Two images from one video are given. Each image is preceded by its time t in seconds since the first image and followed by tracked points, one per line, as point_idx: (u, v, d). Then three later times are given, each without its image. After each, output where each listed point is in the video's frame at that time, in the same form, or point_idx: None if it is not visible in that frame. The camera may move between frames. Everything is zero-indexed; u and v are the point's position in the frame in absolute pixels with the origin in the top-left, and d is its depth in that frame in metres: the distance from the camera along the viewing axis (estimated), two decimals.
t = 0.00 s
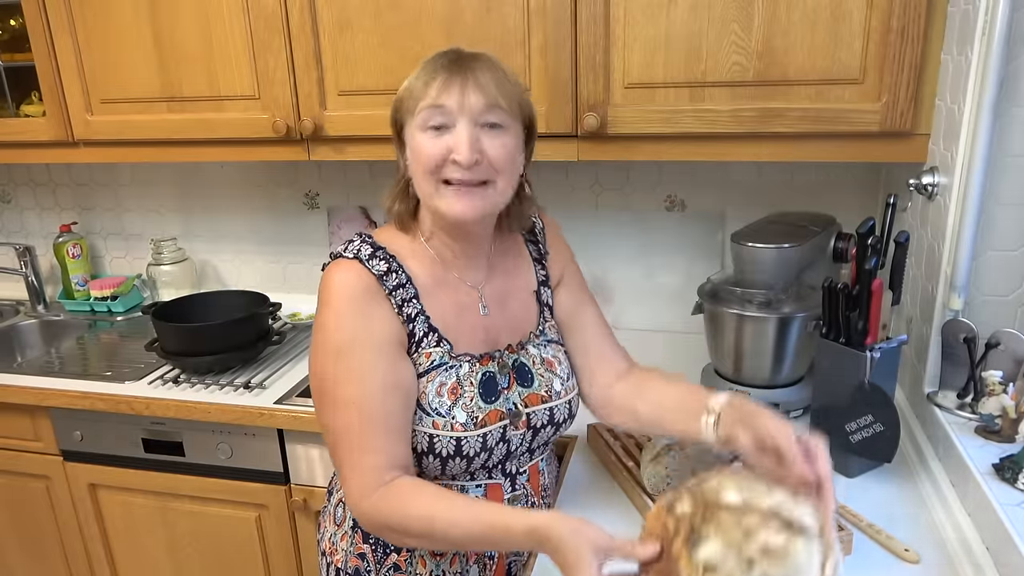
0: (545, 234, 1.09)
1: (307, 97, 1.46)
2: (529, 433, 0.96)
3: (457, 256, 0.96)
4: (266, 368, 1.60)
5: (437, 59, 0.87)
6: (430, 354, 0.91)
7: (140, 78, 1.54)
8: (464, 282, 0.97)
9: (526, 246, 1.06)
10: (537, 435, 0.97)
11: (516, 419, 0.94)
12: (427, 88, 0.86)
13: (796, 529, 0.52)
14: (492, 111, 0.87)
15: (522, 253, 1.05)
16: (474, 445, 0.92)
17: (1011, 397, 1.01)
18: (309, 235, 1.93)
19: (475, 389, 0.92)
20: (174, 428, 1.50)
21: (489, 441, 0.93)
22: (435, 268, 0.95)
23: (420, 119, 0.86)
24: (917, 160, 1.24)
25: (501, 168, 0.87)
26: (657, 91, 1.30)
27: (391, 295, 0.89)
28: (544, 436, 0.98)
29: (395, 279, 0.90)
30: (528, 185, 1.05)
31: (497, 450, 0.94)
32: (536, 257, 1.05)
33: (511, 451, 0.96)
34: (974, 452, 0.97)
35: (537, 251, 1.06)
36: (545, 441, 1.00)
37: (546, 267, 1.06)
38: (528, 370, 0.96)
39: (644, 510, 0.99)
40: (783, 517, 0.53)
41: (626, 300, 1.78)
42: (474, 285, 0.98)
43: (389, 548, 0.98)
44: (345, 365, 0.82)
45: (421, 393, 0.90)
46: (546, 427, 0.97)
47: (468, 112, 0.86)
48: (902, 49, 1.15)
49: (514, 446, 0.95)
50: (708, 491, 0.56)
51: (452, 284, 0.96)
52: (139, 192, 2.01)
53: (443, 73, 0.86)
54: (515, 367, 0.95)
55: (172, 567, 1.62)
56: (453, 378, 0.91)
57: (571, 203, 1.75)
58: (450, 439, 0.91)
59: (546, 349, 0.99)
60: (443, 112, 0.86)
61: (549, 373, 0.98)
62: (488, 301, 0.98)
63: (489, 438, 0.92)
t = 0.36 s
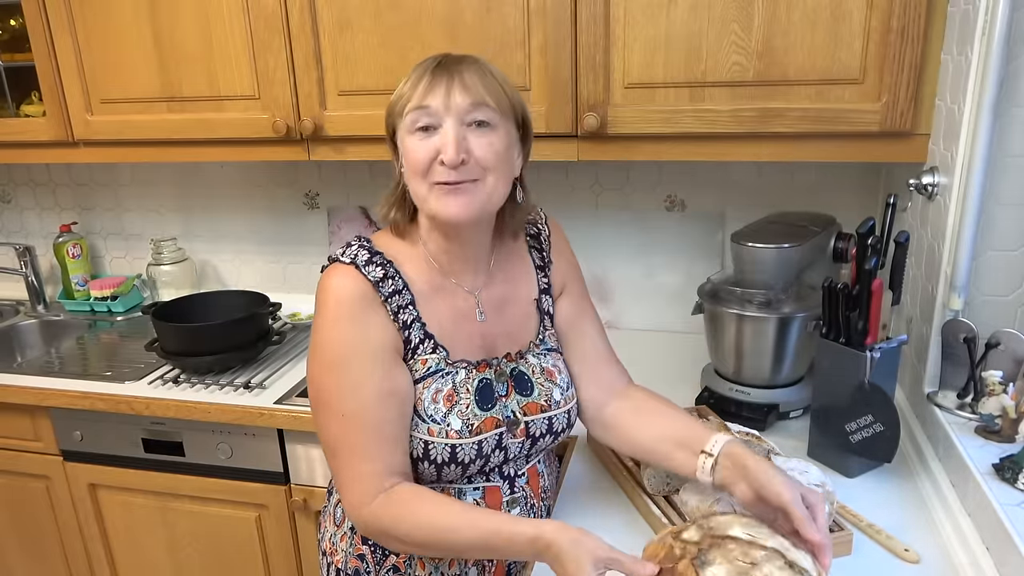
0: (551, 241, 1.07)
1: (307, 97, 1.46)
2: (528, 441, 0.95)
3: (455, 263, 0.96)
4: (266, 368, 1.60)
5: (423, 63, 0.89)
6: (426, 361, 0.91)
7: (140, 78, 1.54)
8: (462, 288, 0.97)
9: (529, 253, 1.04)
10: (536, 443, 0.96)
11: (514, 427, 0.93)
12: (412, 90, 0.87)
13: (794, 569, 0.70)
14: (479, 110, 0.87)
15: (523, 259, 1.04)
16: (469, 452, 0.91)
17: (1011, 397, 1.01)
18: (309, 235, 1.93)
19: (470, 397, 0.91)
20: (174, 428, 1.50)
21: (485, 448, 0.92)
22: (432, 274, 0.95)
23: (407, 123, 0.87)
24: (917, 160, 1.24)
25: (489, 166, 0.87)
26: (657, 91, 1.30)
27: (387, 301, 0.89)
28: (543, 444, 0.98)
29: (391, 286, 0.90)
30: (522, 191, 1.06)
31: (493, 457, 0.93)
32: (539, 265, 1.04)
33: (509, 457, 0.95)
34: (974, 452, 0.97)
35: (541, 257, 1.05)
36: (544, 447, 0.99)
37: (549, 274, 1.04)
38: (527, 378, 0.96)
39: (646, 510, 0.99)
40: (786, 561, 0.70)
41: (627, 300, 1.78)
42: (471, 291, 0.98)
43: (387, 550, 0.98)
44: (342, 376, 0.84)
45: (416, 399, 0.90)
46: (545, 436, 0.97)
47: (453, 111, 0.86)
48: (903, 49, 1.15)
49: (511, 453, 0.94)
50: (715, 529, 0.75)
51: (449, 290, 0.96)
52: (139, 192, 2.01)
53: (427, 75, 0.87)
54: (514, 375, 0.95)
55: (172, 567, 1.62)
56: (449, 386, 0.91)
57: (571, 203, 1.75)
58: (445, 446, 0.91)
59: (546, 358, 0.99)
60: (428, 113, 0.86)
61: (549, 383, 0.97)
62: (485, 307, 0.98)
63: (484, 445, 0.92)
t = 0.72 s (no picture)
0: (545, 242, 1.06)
1: (307, 97, 1.46)
2: (523, 444, 0.95)
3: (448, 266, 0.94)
4: (266, 368, 1.60)
5: (457, 72, 0.83)
6: (418, 365, 0.91)
7: (140, 78, 1.54)
8: (455, 291, 0.96)
9: (523, 254, 1.03)
10: (532, 446, 0.97)
11: (509, 430, 0.93)
12: (446, 102, 0.81)
13: None
14: (512, 134, 0.83)
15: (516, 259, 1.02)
16: (463, 456, 0.91)
17: (1011, 397, 1.01)
18: (309, 235, 1.93)
19: (463, 400, 0.91)
20: (174, 428, 1.50)
21: (479, 451, 0.92)
22: (424, 276, 0.94)
23: (436, 134, 0.82)
24: (917, 160, 1.24)
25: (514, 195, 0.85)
26: (657, 91, 1.30)
27: (377, 307, 0.89)
28: (539, 446, 0.98)
29: (382, 291, 0.90)
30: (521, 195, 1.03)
31: (488, 460, 0.93)
32: (532, 266, 1.03)
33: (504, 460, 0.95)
34: (975, 453, 0.97)
35: (534, 258, 1.03)
36: (541, 449, 0.99)
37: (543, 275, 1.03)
38: (521, 381, 0.96)
39: (646, 511, 0.99)
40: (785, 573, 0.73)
41: (627, 300, 1.78)
42: (464, 294, 0.96)
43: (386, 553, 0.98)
44: (334, 382, 0.84)
45: (409, 404, 0.90)
46: (541, 438, 0.97)
47: (489, 133, 0.82)
48: (903, 49, 1.15)
49: (506, 456, 0.95)
50: (718, 544, 0.78)
51: (443, 292, 0.95)
52: (139, 192, 2.01)
53: (463, 88, 0.82)
54: (508, 378, 0.95)
55: (173, 567, 1.62)
56: (441, 389, 0.91)
57: (571, 202, 1.75)
58: (439, 450, 0.91)
59: (541, 360, 0.98)
60: (464, 131, 0.81)
61: (544, 385, 0.97)
62: (478, 311, 0.97)
63: (478, 448, 0.92)
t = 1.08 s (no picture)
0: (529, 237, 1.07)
1: (307, 97, 1.46)
2: (515, 434, 0.95)
3: (438, 264, 0.95)
4: (266, 368, 1.60)
5: (509, 105, 0.81)
6: (407, 360, 0.91)
7: (140, 78, 1.54)
8: (445, 290, 0.96)
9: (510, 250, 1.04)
10: (524, 437, 0.96)
11: (500, 421, 0.93)
12: (504, 140, 0.80)
13: None
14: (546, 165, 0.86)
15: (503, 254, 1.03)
16: (454, 449, 0.91)
17: (1011, 397, 1.01)
18: (308, 235, 1.93)
19: (452, 393, 0.91)
20: (174, 428, 1.50)
21: (470, 444, 0.92)
22: (412, 274, 0.94)
23: (489, 171, 0.80)
24: (917, 160, 1.24)
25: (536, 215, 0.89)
26: (657, 91, 1.30)
27: (364, 303, 0.89)
28: (531, 438, 0.97)
29: (369, 288, 0.89)
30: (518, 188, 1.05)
31: (480, 453, 0.93)
32: (520, 262, 1.04)
33: (497, 453, 0.95)
34: (975, 453, 0.97)
35: (520, 254, 1.04)
36: (534, 442, 0.99)
37: (530, 270, 1.05)
38: (510, 371, 0.96)
39: (646, 511, 0.99)
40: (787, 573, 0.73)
41: (627, 300, 1.78)
42: (456, 292, 0.97)
43: (382, 551, 0.98)
44: (321, 375, 0.83)
45: (398, 398, 0.90)
46: (533, 429, 0.97)
47: (535, 170, 0.84)
48: (902, 49, 1.15)
49: (499, 448, 0.94)
50: (719, 543, 0.78)
51: (431, 291, 0.95)
52: (139, 192, 2.01)
53: (519, 126, 0.81)
54: (497, 369, 0.95)
55: (172, 567, 1.62)
56: (430, 383, 0.91)
57: (571, 202, 1.75)
58: (429, 444, 0.91)
59: (530, 351, 0.99)
60: (517, 170, 0.82)
61: (533, 375, 0.97)
62: (468, 308, 0.97)
63: (469, 441, 0.92)
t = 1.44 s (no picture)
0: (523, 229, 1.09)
1: (307, 97, 1.46)
2: (519, 422, 0.97)
3: (443, 260, 0.96)
4: (266, 368, 1.60)
5: (515, 101, 0.83)
6: (419, 352, 0.91)
7: (140, 78, 1.54)
8: (449, 285, 0.97)
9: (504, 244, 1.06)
10: (525, 425, 0.98)
11: (505, 410, 0.95)
12: (512, 136, 0.83)
13: None
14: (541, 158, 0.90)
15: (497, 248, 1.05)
16: (466, 438, 0.92)
17: (1011, 397, 1.01)
18: (308, 234, 1.93)
19: (464, 383, 0.92)
20: (174, 428, 1.50)
21: (481, 433, 0.93)
22: (419, 271, 0.94)
23: (498, 165, 0.83)
24: (917, 160, 1.24)
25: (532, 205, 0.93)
26: (657, 91, 1.30)
27: (376, 297, 0.89)
28: (532, 424, 0.99)
29: (380, 283, 0.89)
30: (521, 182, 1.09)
31: (488, 442, 0.94)
32: (515, 256, 1.06)
33: (501, 441, 0.96)
34: (975, 452, 0.97)
35: (514, 248, 1.06)
36: (533, 429, 1.01)
37: (525, 264, 1.07)
38: (512, 360, 0.97)
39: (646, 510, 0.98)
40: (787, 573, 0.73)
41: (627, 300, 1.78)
42: (459, 287, 0.98)
43: (385, 541, 0.98)
44: (339, 370, 0.82)
45: (411, 391, 0.90)
46: (534, 416, 0.99)
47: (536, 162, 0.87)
48: (902, 49, 1.15)
49: (504, 436, 0.96)
50: (719, 543, 0.78)
51: (436, 286, 0.96)
52: (139, 192, 2.01)
53: (524, 121, 0.84)
54: (500, 359, 0.96)
55: (172, 567, 1.62)
56: (443, 374, 0.91)
57: (571, 202, 1.75)
58: (443, 433, 0.91)
59: (528, 341, 1.00)
60: (523, 163, 0.84)
61: (533, 363, 0.99)
62: (472, 303, 0.99)
63: (479, 430, 0.93)
